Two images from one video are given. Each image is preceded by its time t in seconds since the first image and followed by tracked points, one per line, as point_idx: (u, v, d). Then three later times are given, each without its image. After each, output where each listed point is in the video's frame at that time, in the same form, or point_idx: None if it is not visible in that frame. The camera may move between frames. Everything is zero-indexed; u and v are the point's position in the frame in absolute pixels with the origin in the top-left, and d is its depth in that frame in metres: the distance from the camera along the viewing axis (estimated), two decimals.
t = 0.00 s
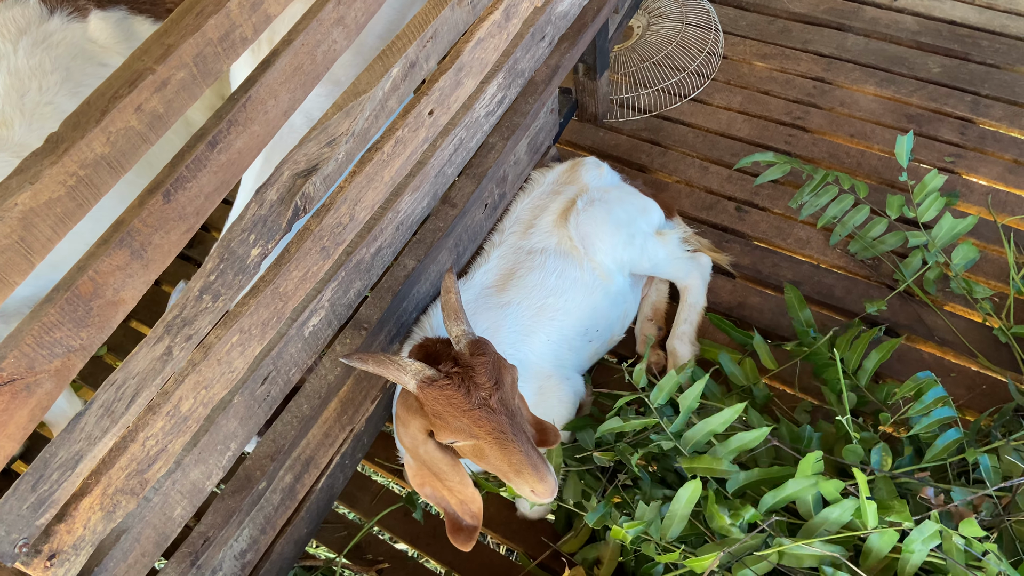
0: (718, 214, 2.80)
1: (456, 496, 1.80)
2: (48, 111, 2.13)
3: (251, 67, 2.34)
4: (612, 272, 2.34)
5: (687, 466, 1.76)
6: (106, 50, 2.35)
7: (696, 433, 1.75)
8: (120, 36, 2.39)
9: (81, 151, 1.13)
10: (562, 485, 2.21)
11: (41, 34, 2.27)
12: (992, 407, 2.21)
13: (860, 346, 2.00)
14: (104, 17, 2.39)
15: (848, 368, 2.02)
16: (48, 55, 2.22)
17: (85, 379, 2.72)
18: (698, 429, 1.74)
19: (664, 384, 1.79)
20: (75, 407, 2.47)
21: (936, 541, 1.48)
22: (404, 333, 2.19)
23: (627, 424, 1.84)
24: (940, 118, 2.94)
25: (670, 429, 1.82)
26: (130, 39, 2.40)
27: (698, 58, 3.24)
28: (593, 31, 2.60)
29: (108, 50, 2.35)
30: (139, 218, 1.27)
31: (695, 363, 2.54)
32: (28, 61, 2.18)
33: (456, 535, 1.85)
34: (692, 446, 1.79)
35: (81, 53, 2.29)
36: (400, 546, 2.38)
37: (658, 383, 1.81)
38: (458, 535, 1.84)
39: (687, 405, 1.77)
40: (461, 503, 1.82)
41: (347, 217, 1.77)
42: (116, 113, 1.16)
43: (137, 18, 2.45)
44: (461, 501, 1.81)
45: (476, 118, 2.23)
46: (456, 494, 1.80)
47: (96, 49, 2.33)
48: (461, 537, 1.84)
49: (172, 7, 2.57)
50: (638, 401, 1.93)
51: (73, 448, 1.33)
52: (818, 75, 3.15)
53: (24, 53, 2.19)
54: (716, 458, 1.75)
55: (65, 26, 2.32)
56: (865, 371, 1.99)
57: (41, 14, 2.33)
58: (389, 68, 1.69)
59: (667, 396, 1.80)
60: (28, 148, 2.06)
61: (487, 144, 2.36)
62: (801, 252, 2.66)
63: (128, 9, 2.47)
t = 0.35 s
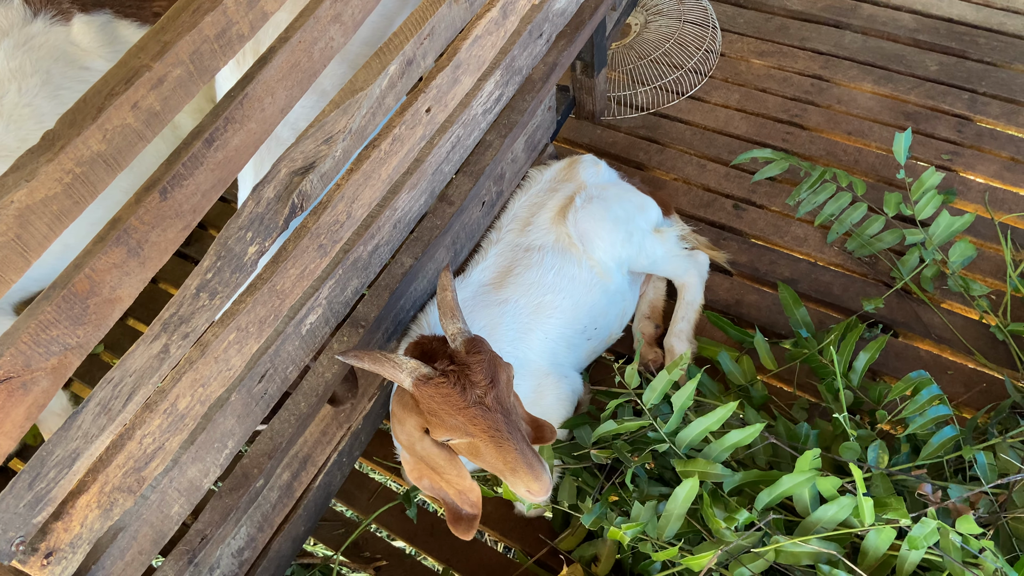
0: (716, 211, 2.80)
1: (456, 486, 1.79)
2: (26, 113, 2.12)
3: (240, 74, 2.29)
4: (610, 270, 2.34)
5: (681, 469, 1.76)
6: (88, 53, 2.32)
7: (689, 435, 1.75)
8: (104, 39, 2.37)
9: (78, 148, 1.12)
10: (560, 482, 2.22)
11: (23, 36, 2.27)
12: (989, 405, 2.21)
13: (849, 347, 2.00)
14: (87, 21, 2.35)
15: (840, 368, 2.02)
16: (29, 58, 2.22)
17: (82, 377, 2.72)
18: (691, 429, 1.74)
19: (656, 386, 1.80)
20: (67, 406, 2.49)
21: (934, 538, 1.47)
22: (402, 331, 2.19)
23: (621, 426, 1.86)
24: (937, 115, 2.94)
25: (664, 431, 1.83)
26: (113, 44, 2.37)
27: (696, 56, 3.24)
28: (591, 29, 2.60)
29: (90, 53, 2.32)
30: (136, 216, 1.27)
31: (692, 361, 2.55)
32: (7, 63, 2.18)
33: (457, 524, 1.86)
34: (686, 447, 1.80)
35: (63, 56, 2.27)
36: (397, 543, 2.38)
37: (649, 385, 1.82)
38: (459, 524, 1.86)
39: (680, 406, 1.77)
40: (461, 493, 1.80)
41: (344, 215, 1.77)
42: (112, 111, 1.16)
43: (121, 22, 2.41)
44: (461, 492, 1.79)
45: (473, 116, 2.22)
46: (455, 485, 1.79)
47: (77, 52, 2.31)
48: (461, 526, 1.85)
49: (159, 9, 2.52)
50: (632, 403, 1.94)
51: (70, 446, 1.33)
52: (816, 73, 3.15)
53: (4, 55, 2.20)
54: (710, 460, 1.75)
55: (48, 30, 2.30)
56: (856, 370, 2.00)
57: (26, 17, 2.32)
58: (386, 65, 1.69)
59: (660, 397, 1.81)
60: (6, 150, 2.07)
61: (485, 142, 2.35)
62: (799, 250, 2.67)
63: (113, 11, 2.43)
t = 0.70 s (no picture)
0: (715, 209, 2.80)
1: (451, 489, 1.80)
2: (22, 105, 2.12)
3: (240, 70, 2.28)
4: (609, 268, 2.34)
5: (680, 467, 1.76)
6: (83, 45, 2.32)
7: (688, 432, 1.75)
8: (99, 32, 2.36)
9: (75, 145, 1.12)
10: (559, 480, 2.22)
11: (17, 28, 2.24)
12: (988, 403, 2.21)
13: (848, 345, 2.00)
14: (81, 14, 2.35)
15: (838, 366, 2.02)
16: (24, 50, 2.21)
17: (80, 375, 2.72)
18: (690, 427, 1.74)
19: (655, 383, 1.80)
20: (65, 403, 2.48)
21: (934, 536, 1.47)
22: (401, 329, 2.19)
23: (620, 425, 1.86)
24: (937, 113, 2.94)
25: (663, 428, 1.83)
26: (108, 36, 2.36)
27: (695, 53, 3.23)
28: (590, 26, 2.59)
29: (85, 46, 2.32)
30: (134, 214, 1.27)
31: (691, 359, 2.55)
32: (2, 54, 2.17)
33: (449, 528, 1.85)
34: (685, 445, 1.80)
35: (58, 48, 2.26)
36: (396, 541, 2.38)
37: (649, 382, 1.82)
38: (452, 527, 1.85)
39: (679, 403, 1.77)
40: (456, 494, 1.80)
41: (343, 213, 1.76)
42: (110, 108, 1.15)
43: (115, 15, 2.40)
44: (456, 492, 1.80)
45: (472, 113, 2.22)
46: (450, 487, 1.79)
47: (73, 45, 2.30)
48: (455, 529, 1.84)
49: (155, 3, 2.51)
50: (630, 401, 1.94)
51: (69, 444, 1.33)
52: (816, 70, 3.15)
53: None
54: (708, 458, 1.75)
55: (42, 21, 2.29)
56: (856, 368, 2.00)
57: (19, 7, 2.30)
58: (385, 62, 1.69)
59: (659, 395, 1.81)
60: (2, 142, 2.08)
61: (484, 140, 2.35)
62: (799, 247, 2.67)
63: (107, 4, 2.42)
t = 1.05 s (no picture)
0: (715, 208, 2.80)
1: (457, 487, 1.80)
2: (34, 98, 2.12)
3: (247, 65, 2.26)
4: (609, 267, 2.34)
5: (681, 466, 1.77)
6: (95, 39, 2.32)
7: (688, 431, 1.76)
8: (109, 25, 2.36)
9: (78, 145, 1.12)
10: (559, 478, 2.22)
11: (29, 21, 2.25)
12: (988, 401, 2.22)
13: (848, 343, 2.01)
14: (92, 7, 2.36)
15: (837, 364, 2.03)
16: (35, 43, 2.21)
17: (82, 373, 2.72)
18: (691, 426, 1.74)
19: (656, 382, 1.80)
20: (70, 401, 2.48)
21: (934, 535, 1.47)
22: (402, 327, 2.20)
23: (621, 423, 1.87)
24: (936, 113, 2.94)
25: (663, 427, 1.83)
26: (119, 30, 2.37)
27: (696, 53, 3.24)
28: (590, 26, 2.60)
29: (97, 39, 2.32)
30: (136, 212, 1.27)
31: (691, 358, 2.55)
32: (13, 47, 2.17)
33: (459, 524, 1.88)
34: (685, 444, 1.80)
35: (70, 41, 2.27)
36: (397, 539, 2.39)
37: (649, 381, 1.82)
38: (461, 524, 1.87)
39: (680, 402, 1.78)
40: (463, 494, 1.81)
41: (344, 212, 1.77)
42: (113, 107, 1.16)
43: (126, 8, 2.42)
44: (464, 493, 1.80)
45: (473, 113, 2.22)
46: (457, 486, 1.80)
47: (84, 38, 2.31)
48: (465, 526, 1.87)
49: None
50: (631, 399, 1.95)
51: (71, 442, 1.33)
52: (816, 70, 3.15)
53: (10, 40, 2.17)
54: (709, 457, 1.75)
55: (54, 14, 2.29)
56: (855, 367, 2.00)
57: None
58: (387, 62, 1.70)
59: (659, 394, 1.81)
60: (15, 135, 2.07)
61: (484, 139, 2.35)
62: (799, 246, 2.67)
63: None
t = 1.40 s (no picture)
0: (715, 208, 2.80)
1: (470, 488, 1.80)
2: (37, 100, 2.11)
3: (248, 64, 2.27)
4: (609, 267, 2.34)
5: (680, 466, 1.77)
6: (99, 41, 2.33)
7: (688, 431, 1.76)
8: (113, 28, 2.37)
9: (78, 143, 1.12)
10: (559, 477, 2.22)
11: (33, 23, 2.26)
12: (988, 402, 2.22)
13: (848, 343, 2.00)
14: (97, 8, 2.37)
15: (837, 364, 2.02)
16: (39, 45, 2.21)
17: (81, 372, 2.72)
18: (690, 426, 1.74)
19: (655, 382, 1.80)
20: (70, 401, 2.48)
21: (933, 535, 1.47)
22: (401, 327, 2.20)
23: (620, 423, 1.87)
24: (937, 113, 2.94)
25: (662, 427, 1.83)
26: (123, 31, 2.38)
27: (696, 53, 3.24)
28: (591, 25, 2.60)
29: (100, 41, 2.33)
30: (136, 212, 1.27)
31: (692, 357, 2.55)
32: (16, 49, 2.17)
33: (475, 525, 1.90)
34: (685, 444, 1.80)
35: (73, 44, 2.27)
36: (397, 539, 2.39)
37: (648, 381, 1.82)
38: (477, 524, 1.89)
39: (679, 402, 1.78)
40: (476, 494, 1.82)
41: (344, 211, 1.77)
42: (112, 106, 1.16)
43: (130, 11, 2.43)
44: (477, 493, 1.81)
45: (473, 112, 2.22)
46: (469, 487, 1.80)
47: (88, 40, 2.31)
48: (481, 526, 1.89)
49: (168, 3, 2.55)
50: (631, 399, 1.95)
51: (70, 441, 1.33)
52: (816, 70, 3.15)
53: (13, 42, 2.17)
54: (708, 456, 1.75)
55: (58, 17, 2.31)
56: (855, 367, 2.00)
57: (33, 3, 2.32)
58: (386, 61, 1.70)
59: (659, 393, 1.81)
60: (16, 137, 2.06)
61: (484, 138, 2.35)
62: (799, 246, 2.67)
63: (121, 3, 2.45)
